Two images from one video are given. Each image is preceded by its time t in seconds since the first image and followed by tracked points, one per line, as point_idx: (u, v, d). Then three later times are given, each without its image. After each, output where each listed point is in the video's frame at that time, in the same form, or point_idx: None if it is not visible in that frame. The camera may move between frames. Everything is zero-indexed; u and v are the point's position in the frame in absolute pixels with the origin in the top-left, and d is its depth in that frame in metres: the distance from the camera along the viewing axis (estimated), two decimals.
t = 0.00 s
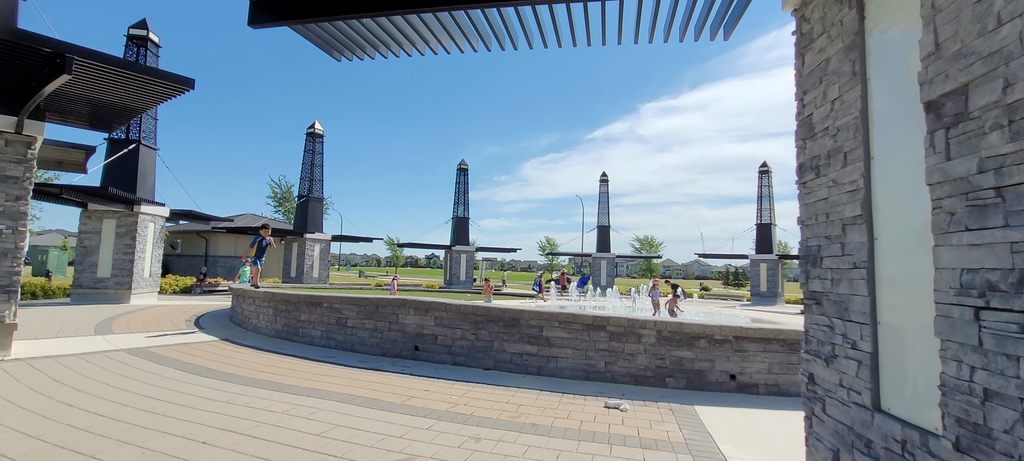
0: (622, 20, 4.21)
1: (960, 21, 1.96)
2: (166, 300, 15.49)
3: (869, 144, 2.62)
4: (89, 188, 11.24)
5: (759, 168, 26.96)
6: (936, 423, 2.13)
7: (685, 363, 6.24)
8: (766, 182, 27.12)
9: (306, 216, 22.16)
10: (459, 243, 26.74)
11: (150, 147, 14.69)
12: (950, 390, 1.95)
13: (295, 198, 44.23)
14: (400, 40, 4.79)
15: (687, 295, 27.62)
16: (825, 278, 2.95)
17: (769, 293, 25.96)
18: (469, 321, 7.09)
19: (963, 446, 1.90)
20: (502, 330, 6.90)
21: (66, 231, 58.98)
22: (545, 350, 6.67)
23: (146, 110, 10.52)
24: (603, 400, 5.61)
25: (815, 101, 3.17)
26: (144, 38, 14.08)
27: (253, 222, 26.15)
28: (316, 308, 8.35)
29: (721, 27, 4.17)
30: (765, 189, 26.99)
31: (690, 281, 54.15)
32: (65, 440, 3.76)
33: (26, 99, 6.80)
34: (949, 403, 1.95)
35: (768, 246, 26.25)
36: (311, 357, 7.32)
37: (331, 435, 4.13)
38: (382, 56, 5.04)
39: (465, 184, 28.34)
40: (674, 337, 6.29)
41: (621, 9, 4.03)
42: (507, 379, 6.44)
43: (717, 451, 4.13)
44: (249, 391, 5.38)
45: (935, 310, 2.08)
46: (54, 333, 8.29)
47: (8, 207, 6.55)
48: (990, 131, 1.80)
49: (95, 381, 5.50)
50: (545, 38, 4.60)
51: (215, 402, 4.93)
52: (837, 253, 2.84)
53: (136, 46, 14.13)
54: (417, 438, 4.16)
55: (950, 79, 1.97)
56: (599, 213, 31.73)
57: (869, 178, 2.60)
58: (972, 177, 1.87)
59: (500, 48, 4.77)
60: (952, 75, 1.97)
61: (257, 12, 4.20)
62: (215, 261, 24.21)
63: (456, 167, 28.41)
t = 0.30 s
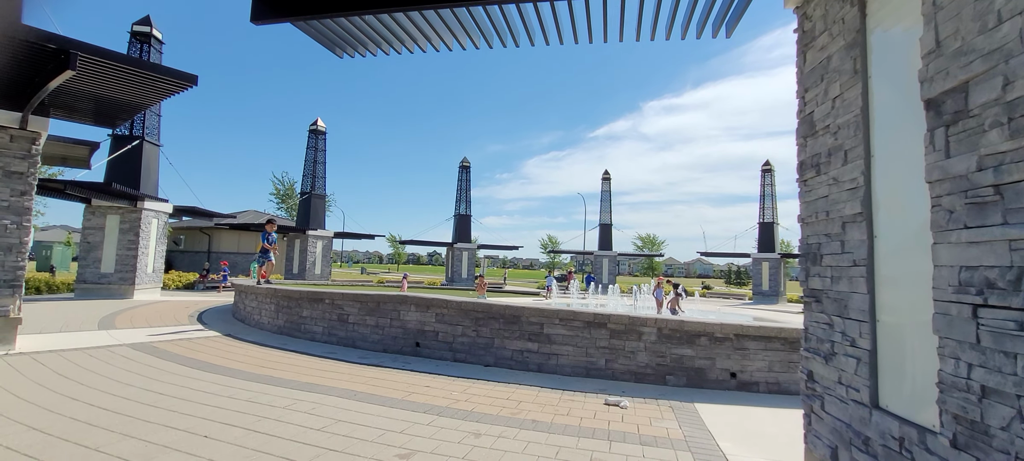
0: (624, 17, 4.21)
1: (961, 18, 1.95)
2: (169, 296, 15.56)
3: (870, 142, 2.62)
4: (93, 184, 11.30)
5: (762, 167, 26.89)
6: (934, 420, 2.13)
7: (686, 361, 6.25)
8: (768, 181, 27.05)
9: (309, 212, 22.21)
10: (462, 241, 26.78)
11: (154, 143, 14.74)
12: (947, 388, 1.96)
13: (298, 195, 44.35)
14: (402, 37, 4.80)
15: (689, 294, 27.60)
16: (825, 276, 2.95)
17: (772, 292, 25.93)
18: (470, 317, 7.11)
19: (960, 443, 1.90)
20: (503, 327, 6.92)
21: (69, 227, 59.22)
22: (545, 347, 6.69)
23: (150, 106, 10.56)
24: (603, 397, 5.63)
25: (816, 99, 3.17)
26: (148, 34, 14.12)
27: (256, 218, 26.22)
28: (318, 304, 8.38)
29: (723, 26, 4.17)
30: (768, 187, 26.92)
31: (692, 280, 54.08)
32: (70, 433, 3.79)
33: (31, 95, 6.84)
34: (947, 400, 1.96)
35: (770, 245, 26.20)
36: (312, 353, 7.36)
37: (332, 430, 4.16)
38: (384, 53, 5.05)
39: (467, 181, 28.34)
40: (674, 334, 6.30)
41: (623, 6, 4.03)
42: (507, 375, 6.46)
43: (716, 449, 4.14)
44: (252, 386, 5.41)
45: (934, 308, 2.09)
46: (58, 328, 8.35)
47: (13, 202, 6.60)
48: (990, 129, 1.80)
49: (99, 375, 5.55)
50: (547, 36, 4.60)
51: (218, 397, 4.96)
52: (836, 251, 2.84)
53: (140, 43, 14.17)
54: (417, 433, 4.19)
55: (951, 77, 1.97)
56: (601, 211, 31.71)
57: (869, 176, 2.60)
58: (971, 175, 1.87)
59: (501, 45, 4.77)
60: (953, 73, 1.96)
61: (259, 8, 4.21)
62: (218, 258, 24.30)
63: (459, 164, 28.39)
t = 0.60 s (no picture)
0: (619, 18, 4.23)
1: (951, 16, 1.97)
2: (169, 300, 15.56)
3: (864, 140, 2.63)
4: (93, 189, 11.31)
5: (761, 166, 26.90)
6: (929, 416, 2.14)
7: (686, 360, 6.26)
8: (768, 180, 27.06)
9: (308, 216, 22.23)
10: (462, 242, 26.78)
11: (153, 148, 14.77)
12: (941, 383, 1.97)
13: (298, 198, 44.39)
14: (399, 39, 4.82)
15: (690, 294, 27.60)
16: (821, 273, 2.96)
17: (772, 291, 25.94)
18: (470, 319, 7.11)
19: (954, 438, 1.91)
20: (503, 327, 6.92)
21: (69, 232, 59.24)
22: (545, 348, 6.70)
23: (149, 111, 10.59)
24: (603, 397, 5.63)
25: (811, 97, 3.19)
26: (146, 39, 14.15)
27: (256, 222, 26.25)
28: (318, 307, 8.39)
29: (718, 26, 4.19)
30: (767, 186, 26.91)
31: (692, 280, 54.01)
32: (71, 437, 3.80)
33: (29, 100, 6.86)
34: (940, 395, 1.97)
35: (770, 244, 26.21)
36: (313, 356, 7.36)
37: (332, 432, 4.16)
38: (382, 55, 5.07)
39: (466, 183, 28.34)
40: (674, 334, 6.31)
41: (618, 7, 4.06)
42: (507, 376, 6.46)
43: (716, 447, 4.15)
44: (252, 389, 5.42)
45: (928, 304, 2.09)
46: (58, 333, 8.36)
47: (12, 208, 6.61)
48: (981, 125, 1.82)
49: (100, 379, 5.55)
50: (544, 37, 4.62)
51: (218, 400, 4.96)
52: (832, 249, 2.86)
53: (138, 48, 14.20)
54: (417, 434, 4.19)
55: (941, 74, 1.99)
56: (600, 211, 31.72)
57: (863, 173, 2.61)
58: (962, 171, 1.88)
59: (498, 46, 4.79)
60: (943, 70, 1.98)
61: (256, 11, 4.22)
62: (218, 262, 24.31)
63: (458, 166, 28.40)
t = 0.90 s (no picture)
0: (616, 26, 4.27)
1: (945, 21, 1.99)
2: (170, 313, 15.52)
3: (862, 145, 2.65)
4: (94, 203, 11.34)
5: (760, 171, 26.96)
6: (934, 420, 2.13)
7: (689, 367, 6.23)
8: (767, 184, 27.09)
9: (309, 227, 22.24)
10: (462, 252, 26.76)
11: (154, 161, 14.83)
12: (946, 386, 1.96)
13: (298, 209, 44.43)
14: (398, 50, 4.86)
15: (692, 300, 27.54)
16: (823, 277, 2.97)
17: (774, 296, 25.88)
18: (472, 328, 7.10)
19: (960, 441, 1.91)
20: (505, 336, 6.90)
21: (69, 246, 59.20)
22: (547, 357, 6.67)
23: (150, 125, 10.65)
24: (607, 406, 5.59)
25: (808, 103, 3.21)
26: (147, 54, 14.27)
27: (256, 234, 26.26)
28: (319, 318, 8.37)
29: (715, 33, 4.24)
30: (767, 191, 26.94)
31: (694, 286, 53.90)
32: (73, 453, 3.78)
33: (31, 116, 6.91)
34: (945, 398, 1.97)
35: (772, 248, 26.18)
36: (314, 367, 7.33)
37: (335, 444, 4.14)
38: (381, 66, 5.11)
39: (466, 192, 28.39)
40: (677, 341, 6.29)
41: (614, 16, 4.11)
42: (510, 386, 6.43)
43: (721, 455, 4.13)
44: (254, 402, 5.39)
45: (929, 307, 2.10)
46: (59, 348, 8.34)
47: (13, 223, 6.64)
48: (978, 128, 1.83)
49: (101, 394, 5.53)
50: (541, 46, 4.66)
51: (220, 413, 4.94)
52: (833, 253, 2.86)
53: (139, 62, 14.31)
54: (421, 446, 4.17)
55: (937, 78, 2.01)
56: (601, 218, 31.73)
57: (863, 177, 2.63)
58: (961, 174, 1.89)
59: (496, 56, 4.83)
60: (939, 75, 2.00)
61: (257, 25, 4.26)
62: (218, 274, 24.30)
63: (458, 175, 28.45)
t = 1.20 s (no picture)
0: (606, 29, 4.30)
1: (928, 24, 2.03)
2: (157, 319, 15.29)
3: (849, 146, 2.69)
4: (78, 208, 11.15)
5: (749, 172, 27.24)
6: (922, 416, 2.16)
7: (680, 367, 6.27)
8: (756, 185, 27.38)
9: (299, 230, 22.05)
10: (453, 254, 26.69)
11: (139, 165, 14.62)
12: (932, 383, 1.99)
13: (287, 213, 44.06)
14: (388, 53, 4.85)
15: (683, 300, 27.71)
16: (812, 277, 3.00)
17: (764, 296, 26.13)
18: (464, 331, 7.07)
19: (947, 437, 1.93)
20: (496, 339, 6.89)
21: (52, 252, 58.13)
22: (539, 359, 6.67)
23: (135, 128, 10.52)
24: (599, 407, 5.60)
25: (796, 104, 3.25)
26: (132, 56, 14.09)
27: (245, 238, 25.98)
28: (309, 322, 8.29)
29: (703, 35, 4.28)
30: (756, 192, 27.23)
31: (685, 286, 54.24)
32: None
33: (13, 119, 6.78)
34: (932, 395, 1.99)
35: (761, 249, 26.43)
36: (305, 372, 7.26)
37: (326, 449, 4.10)
38: (371, 69, 5.09)
39: (457, 194, 28.35)
40: (668, 341, 6.32)
41: (604, 19, 4.14)
42: (502, 388, 6.42)
43: (713, 454, 4.15)
44: (243, 408, 5.32)
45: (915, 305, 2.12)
46: (42, 356, 8.17)
47: None
48: (961, 129, 1.86)
49: (86, 402, 5.43)
50: (531, 48, 4.68)
51: (209, 420, 4.87)
52: (821, 253, 2.89)
53: (123, 64, 14.11)
54: (413, 449, 4.14)
55: (921, 80, 2.04)
56: (592, 220, 31.86)
57: (850, 178, 2.66)
58: (944, 175, 1.92)
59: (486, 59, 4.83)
60: (923, 77, 2.04)
61: (245, 27, 4.22)
62: (206, 279, 24.00)
63: (449, 177, 28.37)
